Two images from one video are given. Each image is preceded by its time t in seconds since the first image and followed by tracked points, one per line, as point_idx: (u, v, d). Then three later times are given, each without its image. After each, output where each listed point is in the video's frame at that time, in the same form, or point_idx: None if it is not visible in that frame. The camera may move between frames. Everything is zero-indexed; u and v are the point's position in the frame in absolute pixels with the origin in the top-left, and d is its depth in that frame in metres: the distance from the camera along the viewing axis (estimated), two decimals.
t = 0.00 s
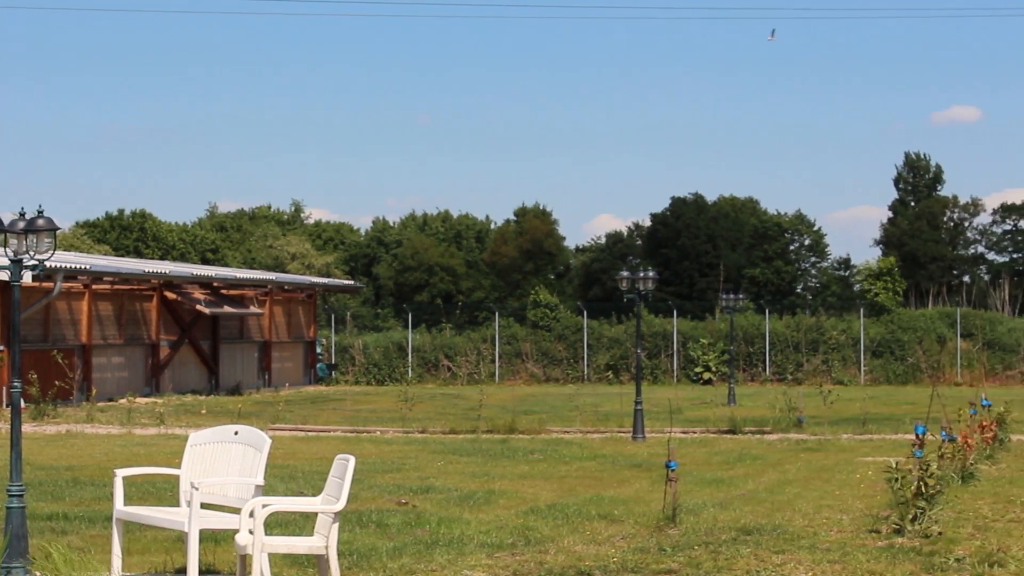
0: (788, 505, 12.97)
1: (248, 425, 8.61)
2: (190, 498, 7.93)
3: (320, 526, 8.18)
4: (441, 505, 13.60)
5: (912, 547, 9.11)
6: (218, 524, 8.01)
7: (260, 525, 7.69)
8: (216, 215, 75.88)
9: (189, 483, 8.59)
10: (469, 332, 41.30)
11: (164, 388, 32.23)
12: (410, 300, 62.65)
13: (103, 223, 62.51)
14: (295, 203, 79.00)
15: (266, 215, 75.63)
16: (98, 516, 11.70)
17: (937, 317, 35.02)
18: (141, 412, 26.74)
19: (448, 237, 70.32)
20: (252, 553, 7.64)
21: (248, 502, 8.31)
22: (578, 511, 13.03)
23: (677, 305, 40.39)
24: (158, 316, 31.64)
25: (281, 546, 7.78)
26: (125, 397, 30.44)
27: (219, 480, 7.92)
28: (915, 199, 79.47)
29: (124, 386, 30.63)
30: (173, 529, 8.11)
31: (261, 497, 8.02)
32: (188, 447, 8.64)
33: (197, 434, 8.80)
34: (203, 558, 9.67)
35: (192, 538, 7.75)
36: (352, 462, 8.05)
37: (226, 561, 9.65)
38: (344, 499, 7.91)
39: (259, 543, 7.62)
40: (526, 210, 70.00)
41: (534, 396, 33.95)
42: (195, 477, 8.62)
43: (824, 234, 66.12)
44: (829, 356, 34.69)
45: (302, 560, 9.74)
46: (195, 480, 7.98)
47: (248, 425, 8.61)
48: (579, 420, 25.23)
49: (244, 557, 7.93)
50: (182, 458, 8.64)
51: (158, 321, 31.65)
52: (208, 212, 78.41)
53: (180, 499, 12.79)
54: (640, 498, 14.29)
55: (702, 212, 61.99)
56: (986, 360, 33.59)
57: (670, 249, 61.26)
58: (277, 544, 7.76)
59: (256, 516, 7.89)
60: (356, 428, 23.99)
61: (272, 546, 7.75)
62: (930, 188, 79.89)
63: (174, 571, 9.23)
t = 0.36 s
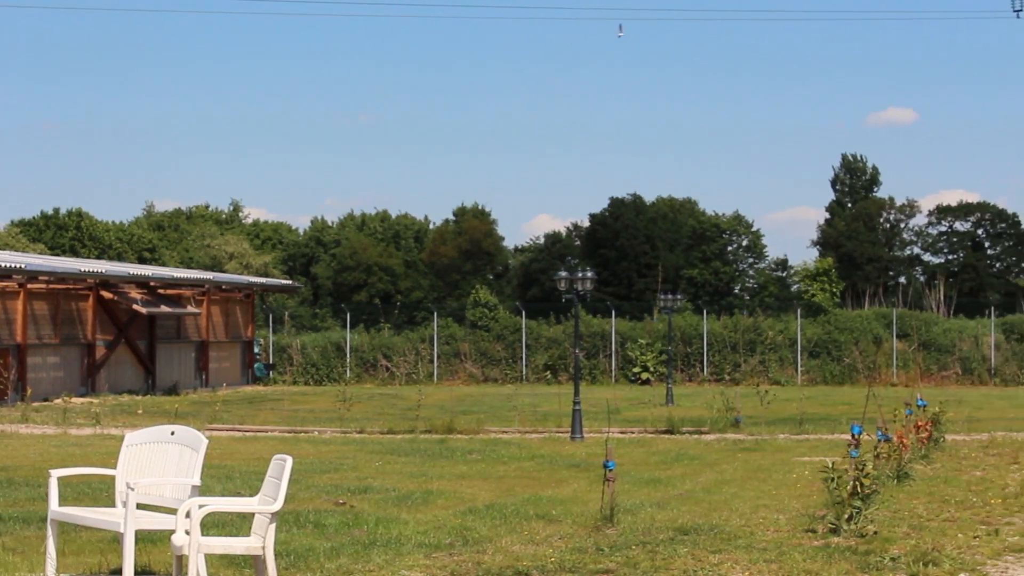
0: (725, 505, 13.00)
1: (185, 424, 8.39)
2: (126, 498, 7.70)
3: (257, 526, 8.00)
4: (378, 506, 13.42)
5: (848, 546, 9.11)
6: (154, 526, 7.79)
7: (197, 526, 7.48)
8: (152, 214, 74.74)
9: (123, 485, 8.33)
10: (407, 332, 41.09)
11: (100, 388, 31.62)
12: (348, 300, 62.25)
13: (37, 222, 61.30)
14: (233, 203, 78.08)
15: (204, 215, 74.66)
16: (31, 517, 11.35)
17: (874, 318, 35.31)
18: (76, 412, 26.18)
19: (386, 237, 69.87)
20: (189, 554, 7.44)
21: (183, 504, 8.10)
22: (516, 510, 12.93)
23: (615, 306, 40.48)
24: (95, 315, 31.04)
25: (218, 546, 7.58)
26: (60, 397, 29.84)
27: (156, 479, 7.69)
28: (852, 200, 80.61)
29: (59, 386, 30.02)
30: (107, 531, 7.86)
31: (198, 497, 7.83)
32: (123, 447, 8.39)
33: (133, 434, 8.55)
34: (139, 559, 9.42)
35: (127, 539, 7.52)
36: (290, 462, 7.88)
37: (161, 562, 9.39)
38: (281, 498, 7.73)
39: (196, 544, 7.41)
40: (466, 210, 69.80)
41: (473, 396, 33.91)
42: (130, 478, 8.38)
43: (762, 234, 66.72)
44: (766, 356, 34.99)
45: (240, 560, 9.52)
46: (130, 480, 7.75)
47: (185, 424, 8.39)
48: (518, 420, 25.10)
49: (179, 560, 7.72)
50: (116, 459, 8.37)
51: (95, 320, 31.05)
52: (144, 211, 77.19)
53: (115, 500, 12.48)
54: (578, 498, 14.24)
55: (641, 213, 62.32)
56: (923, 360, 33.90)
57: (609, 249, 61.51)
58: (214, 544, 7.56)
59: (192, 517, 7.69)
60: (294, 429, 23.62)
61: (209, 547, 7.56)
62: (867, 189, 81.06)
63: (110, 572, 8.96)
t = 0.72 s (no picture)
0: (671, 505, 13.03)
1: (129, 425, 8.20)
2: (69, 499, 7.52)
3: (201, 527, 7.86)
4: (324, 506, 13.26)
5: (793, 546, 9.13)
6: (97, 526, 7.62)
7: (141, 527, 7.33)
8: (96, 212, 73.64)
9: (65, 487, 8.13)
10: (354, 332, 40.82)
11: (44, 388, 31.05)
12: (294, 300, 61.79)
13: None
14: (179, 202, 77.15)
15: (149, 214, 73.69)
16: None
17: (819, 318, 35.38)
18: (18, 412, 25.68)
19: (333, 237, 69.38)
20: (133, 555, 7.29)
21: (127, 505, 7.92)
22: (462, 511, 12.85)
23: (562, 306, 40.47)
24: (39, 315, 30.47)
25: (162, 548, 7.44)
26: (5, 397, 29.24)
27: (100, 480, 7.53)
28: (798, 201, 81.44)
29: (3, 386, 29.42)
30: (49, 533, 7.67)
31: (142, 499, 7.67)
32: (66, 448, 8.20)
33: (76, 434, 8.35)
34: (82, 560, 9.19)
35: (70, 540, 7.35)
36: (235, 462, 7.74)
37: (105, 563, 9.18)
38: (226, 499, 7.58)
39: (140, 544, 7.26)
40: (412, 210, 69.56)
41: (418, 396, 33.83)
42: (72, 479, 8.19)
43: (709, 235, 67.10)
44: (712, 357, 35.21)
45: (184, 561, 9.34)
46: (73, 481, 7.57)
47: (130, 425, 8.20)
48: (464, 421, 24.96)
49: (122, 561, 7.57)
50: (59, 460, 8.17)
51: (39, 320, 30.47)
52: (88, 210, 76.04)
53: (57, 501, 12.20)
54: (524, 498, 14.19)
55: (588, 213, 62.47)
56: (868, 360, 34.21)
57: (556, 249, 61.56)
58: (158, 546, 7.41)
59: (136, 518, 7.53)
60: (239, 429, 23.31)
61: (154, 548, 7.41)
62: (813, 190, 81.93)
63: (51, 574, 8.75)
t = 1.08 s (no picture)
0: (620, 505, 13.03)
1: (77, 426, 8.00)
2: (12, 502, 7.34)
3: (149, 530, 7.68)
4: (272, 507, 13.10)
5: (741, 546, 9.15)
6: (42, 529, 7.43)
7: (86, 529, 7.16)
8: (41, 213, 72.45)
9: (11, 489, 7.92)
10: (303, 332, 40.52)
11: None
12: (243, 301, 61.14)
13: None
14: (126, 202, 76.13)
15: (96, 214, 72.65)
16: None
17: (768, 320, 35.60)
18: None
19: (282, 238, 68.79)
20: (78, 559, 7.11)
21: (74, 507, 7.73)
22: (411, 512, 12.75)
23: (512, 307, 40.38)
24: None
25: (109, 550, 7.30)
26: None
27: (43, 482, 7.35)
28: (747, 202, 82.12)
29: None
30: None
31: (89, 500, 7.49)
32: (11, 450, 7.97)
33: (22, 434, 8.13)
34: (26, 563, 8.96)
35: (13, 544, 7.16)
36: (183, 462, 7.56)
37: (51, 565, 8.97)
38: (173, 501, 7.41)
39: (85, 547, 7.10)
40: (362, 211, 69.22)
41: (367, 397, 33.63)
42: (18, 481, 7.97)
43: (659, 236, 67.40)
44: (661, 357, 35.44)
45: (131, 563, 9.14)
46: (16, 483, 7.39)
47: (77, 426, 8.00)
48: (413, 422, 24.77)
49: (66, 564, 7.40)
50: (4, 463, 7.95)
51: None
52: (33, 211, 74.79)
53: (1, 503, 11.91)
54: (473, 499, 14.12)
55: (536, 215, 62.81)
56: (816, 361, 34.35)
57: (505, 250, 61.66)
58: (105, 548, 7.27)
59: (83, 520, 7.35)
60: (187, 431, 22.95)
61: (100, 551, 7.27)
62: (761, 191, 82.65)
63: None
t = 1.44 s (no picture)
0: (569, 506, 13.00)
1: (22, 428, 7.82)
2: None
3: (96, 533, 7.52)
4: (220, 510, 12.92)
5: (689, 547, 9.15)
6: None
7: (32, 532, 7.00)
8: None
9: None
10: (251, 333, 40.29)
11: None
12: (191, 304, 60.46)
13: None
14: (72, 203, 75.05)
15: (40, 215, 71.51)
16: None
17: (716, 321, 35.67)
18: None
19: (230, 239, 68.12)
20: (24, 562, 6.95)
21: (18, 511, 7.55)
22: (359, 514, 12.64)
23: (461, 308, 40.23)
24: None
25: (56, 553, 7.13)
26: None
27: None
28: (696, 203, 82.59)
29: None
30: None
31: (34, 503, 7.32)
32: None
33: None
34: None
35: None
36: (130, 464, 7.42)
37: None
38: (120, 503, 7.26)
39: (31, 551, 6.95)
40: (311, 212, 68.86)
41: (317, 399, 33.34)
42: None
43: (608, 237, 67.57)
44: (610, 359, 35.52)
45: (77, 566, 8.97)
46: None
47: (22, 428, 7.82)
48: (362, 424, 24.58)
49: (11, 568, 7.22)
50: None
51: None
52: None
53: None
54: (422, 500, 14.03)
55: (485, 216, 62.80)
56: (764, 362, 34.62)
57: (454, 252, 61.71)
58: (51, 551, 7.10)
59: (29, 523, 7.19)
60: (134, 433, 22.59)
61: (47, 554, 7.10)
62: (710, 193, 83.15)
63: None
